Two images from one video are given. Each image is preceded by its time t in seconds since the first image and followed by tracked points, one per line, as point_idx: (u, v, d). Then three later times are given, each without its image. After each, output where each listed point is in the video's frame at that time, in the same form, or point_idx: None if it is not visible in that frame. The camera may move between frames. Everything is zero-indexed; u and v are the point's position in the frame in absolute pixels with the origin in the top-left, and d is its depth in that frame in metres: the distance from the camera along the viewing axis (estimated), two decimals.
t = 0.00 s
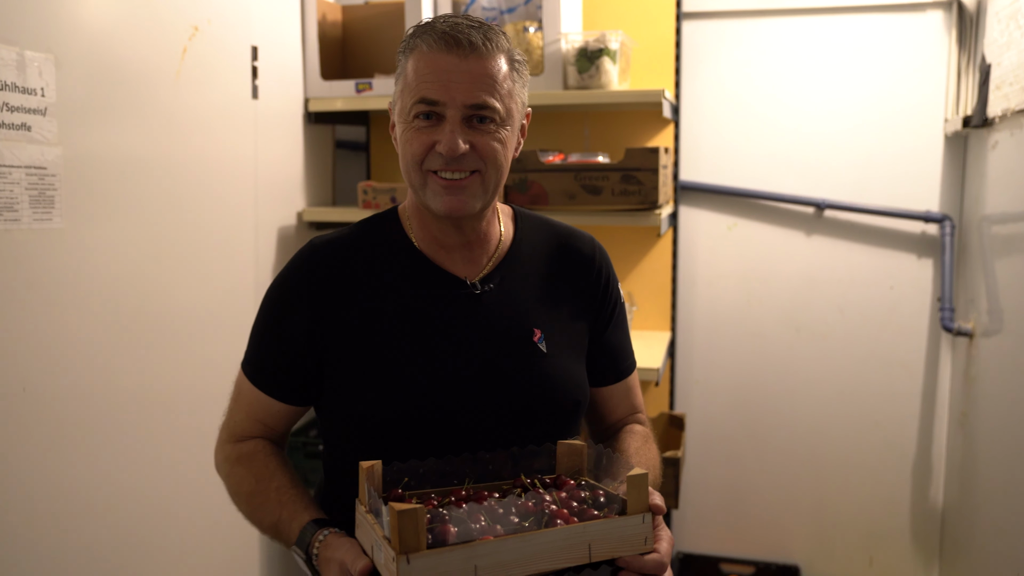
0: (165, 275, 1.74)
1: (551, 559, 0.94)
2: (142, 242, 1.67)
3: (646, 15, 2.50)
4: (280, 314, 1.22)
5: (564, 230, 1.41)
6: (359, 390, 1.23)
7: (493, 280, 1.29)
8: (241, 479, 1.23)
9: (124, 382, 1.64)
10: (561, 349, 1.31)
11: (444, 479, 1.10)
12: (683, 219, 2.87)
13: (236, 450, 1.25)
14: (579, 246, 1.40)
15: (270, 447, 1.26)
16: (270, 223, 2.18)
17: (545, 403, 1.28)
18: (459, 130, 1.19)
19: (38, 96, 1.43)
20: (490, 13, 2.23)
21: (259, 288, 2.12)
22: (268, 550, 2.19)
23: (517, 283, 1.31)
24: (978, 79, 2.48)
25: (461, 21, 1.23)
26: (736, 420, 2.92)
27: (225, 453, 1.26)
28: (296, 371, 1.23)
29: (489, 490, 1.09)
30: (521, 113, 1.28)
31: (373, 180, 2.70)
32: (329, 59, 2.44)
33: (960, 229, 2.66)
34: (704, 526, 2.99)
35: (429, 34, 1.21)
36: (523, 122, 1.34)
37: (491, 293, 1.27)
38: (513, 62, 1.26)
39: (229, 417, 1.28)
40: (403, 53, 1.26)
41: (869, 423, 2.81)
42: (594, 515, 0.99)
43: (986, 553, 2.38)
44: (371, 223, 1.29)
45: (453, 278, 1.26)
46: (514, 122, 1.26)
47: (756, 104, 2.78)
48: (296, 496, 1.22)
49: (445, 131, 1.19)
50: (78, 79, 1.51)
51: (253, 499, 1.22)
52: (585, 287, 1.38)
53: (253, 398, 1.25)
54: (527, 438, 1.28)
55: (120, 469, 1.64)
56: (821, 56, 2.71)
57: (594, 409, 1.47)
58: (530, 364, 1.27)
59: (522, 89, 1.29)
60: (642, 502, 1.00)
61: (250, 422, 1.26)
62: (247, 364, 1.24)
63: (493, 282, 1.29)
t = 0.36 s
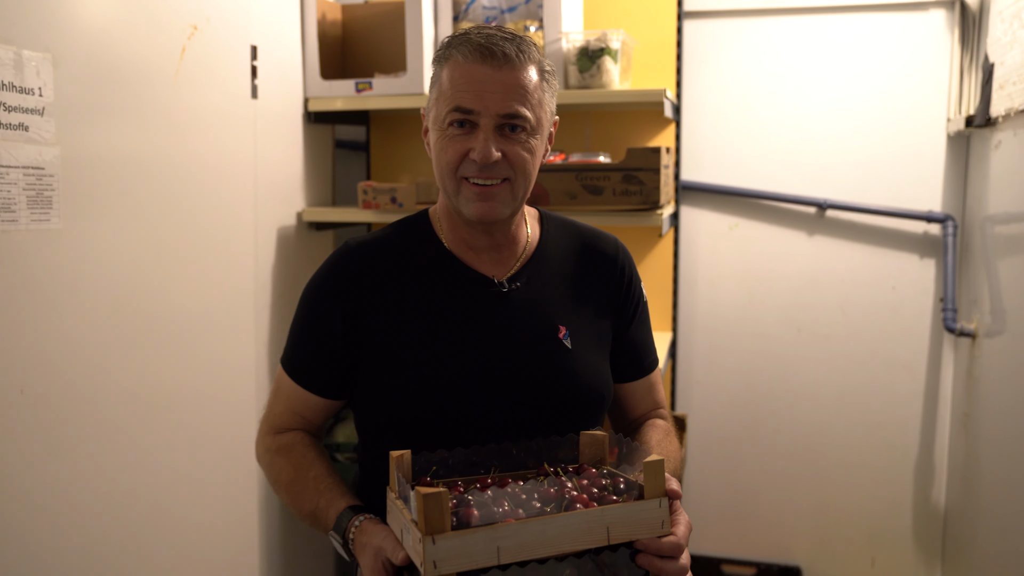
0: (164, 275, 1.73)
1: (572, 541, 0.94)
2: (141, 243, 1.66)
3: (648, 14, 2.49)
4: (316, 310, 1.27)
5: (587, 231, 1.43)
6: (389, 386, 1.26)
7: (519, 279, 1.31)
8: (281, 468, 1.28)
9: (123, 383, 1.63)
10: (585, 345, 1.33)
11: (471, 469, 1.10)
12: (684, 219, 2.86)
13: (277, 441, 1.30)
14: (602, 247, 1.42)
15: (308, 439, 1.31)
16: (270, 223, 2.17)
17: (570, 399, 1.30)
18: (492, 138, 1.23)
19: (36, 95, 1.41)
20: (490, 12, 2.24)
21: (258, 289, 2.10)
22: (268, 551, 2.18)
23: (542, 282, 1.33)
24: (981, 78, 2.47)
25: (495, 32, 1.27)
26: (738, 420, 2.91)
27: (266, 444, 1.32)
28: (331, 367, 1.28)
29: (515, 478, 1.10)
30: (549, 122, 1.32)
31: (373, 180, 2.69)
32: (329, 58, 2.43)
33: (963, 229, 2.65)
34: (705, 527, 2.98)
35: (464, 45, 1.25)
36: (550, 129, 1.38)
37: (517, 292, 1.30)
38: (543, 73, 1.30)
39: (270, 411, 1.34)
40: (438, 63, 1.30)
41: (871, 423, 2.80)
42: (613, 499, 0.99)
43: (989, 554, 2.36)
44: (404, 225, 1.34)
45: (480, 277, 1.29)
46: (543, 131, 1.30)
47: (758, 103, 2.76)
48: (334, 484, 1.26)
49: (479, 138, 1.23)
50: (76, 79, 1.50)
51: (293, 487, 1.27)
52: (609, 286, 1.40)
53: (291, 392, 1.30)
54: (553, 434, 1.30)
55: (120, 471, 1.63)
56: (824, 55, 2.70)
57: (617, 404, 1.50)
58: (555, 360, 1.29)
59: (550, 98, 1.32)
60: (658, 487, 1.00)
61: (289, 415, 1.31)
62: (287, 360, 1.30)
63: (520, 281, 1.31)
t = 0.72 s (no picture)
0: (164, 274, 1.72)
1: (579, 521, 0.95)
2: (140, 241, 1.66)
3: (648, 12, 2.48)
4: (336, 304, 1.28)
5: (604, 230, 1.41)
6: (407, 380, 1.27)
7: (535, 273, 1.31)
8: (306, 456, 1.31)
9: (123, 382, 1.62)
10: (601, 342, 1.32)
11: (486, 457, 1.11)
12: (685, 218, 2.85)
13: (303, 430, 1.32)
14: (617, 246, 1.40)
15: (333, 428, 1.33)
16: (269, 222, 2.16)
17: (586, 396, 1.29)
18: (507, 134, 1.22)
19: (33, 93, 1.40)
20: (490, 11, 2.22)
21: (257, 288, 2.09)
22: (268, 551, 2.17)
23: (559, 278, 1.32)
24: (983, 76, 2.46)
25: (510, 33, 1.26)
26: (739, 420, 2.90)
27: (294, 432, 1.34)
28: (351, 362, 1.28)
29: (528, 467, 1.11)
30: (565, 121, 1.31)
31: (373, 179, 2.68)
32: (329, 57, 2.42)
33: (965, 227, 2.65)
34: (706, 527, 2.97)
35: (480, 45, 1.24)
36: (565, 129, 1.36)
37: (533, 286, 1.30)
38: (557, 73, 1.29)
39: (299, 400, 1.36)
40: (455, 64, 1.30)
41: (873, 422, 2.80)
42: (620, 483, 1.00)
43: (991, 556, 2.36)
44: (423, 221, 1.34)
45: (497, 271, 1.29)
46: (558, 129, 1.29)
47: (759, 101, 2.75)
48: (356, 469, 1.27)
49: (493, 134, 1.22)
50: (74, 76, 1.49)
51: (318, 473, 1.30)
52: (625, 284, 1.38)
53: (318, 383, 1.32)
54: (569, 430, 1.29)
55: (119, 470, 1.62)
56: (826, 54, 2.69)
57: (630, 400, 1.48)
58: (570, 356, 1.29)
59: (565, 98, 1.32)
60: (665, 473, 1.00)
61: (314, 404, 1.33)
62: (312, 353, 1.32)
63: (536, 276, 1.31)
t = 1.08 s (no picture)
0: (163, 272, 1.71)
1: (577, 515, 0.94)
2: (139, 239, 1.64)
3: (651, 10, 2.46)
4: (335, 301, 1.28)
5: (604, 229, 1.41)
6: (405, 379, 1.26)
7: (536, 271, 1.30)
8: (304, 454, 1.30)
9: (122, 381, 1.61)
10: (602, 340, 1.31)
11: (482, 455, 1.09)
12: (686, 217, 2.84)
13: (302, 429, 1.31)
14: (617, 244, 1.40)
15: (332, 427, 1.32)
16: (269, 221, 2.14)
17: (587, 395, 1.28)
18: (505, 131, 1.22)
19: (30, 90, 1.39)
20: (492, 8, 2.20)
21: (257, 287, 2.08)
22: (268, 552, 2.16)
23: (559, 276, 1.31)
24: (987, 75, 2.45)
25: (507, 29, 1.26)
26: (741, 420, 2.89)
27: (293, 431, 1.33)
28: (349, 361, 1.27)
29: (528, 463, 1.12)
30: (564, 117, 1.30)
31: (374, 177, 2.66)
32: (329, 55, 2.41)
33: (968, 226, 2.63)
34: (708, 527, 2.96)
35: (477, 41, 1.24)
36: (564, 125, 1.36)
37: (533, 283, 1.29)
38: (556, 69, 1.28)
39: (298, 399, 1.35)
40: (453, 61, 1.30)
41: (875, 422, 2.79)
42: (618, 477, 0.99)
43: (994, 556, 2.34)
44: (421, 219, 1.33)
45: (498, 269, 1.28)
46: (557, 125, 1.28)
47: (761, 99, 2.74)
48: (353, 468, 1.26)
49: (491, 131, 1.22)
50: (72, 74, 1.48)
51: (316, 471, 1.28)
52: (626, 282, 1.38)
53: (316, 381, 1.31)
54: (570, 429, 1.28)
55: (118, 470, 1.61)
56: (828, 52, 2.68)
57: (630, 400, 1.46)
58: (571, 354, 1.28)
59: (564, 94, 1.31)
60: (664, 466, 0.99)
61: (313, 403, 1.32)
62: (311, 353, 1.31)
63: (536, 273, 1.30)
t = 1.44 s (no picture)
0: (163, 272, 1.71)
1: (573, 538, 0.93)
2: (139, 239, 1.64)
3: (651, 9, 2.46)
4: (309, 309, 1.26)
5: (588, 231, 1.42)
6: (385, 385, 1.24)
7: (518, 276, 1.30)
8: (273, 473, 1.27)
9: (122, 382, 1.61)
10: (586, 346, 1.31)
11: (468, 469, 1.08)
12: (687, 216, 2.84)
13: (271, 445, 1.28)
14: (602, 247, 1.40)
15: (302, 442, 1.30)
16: (269, 220, 2.14)
17: (572, 401, 1.28)
18: (485, 132, 1.21)
19: (30, 90, 1.38)
20: (492, 7, 2.20)
21: (257, 286, 2.08)
22: (268, 552, 2.16)
23: (542, 280, 1.32)
24: (988, 74, 2.44)
25: (487, 23, 1.24)
26: (741, 419, 2.88)
27: (260, 447, 1.30)
28: (325, 368, 1.25)
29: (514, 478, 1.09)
30: (546, 113, 1.30)
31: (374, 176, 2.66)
32: (329, 54, 2.41)
33: (969, 225, 2.63)
34: (708, 527, 2.96)
35: (456, 37, 1.22)
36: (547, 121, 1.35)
37: (516, 288, 1.28)
38: (537, 63, 1.27)
39: (265, 414, 1.33)
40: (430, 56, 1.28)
41: (876, 422, 2.78)
42: (615, 497, 0.98)
43: (995, 556, 2.34)
44: (399, 222, 1.32)
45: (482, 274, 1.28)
46: (539, 123, 1.28)
47: (762, 99, 2.74)
48: (328, 486, 1.24)
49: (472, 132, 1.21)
50: (71, 73, 1.47)
51: (286, 490, 1.26)
52: (609, 285, 1.39)
53: (285, 395, 1.29)
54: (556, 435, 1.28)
55: (118, 471, 1.60)
56: (829, 51, 2.68)
57: (616, 408, 1.48)
58: (556, 359, 1.27)
59: (546, 89, 1.30)
60: (662, 485, 0.98)
61: (282, 418, 1.30)
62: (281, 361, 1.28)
63: (519, 278, 1.30)
